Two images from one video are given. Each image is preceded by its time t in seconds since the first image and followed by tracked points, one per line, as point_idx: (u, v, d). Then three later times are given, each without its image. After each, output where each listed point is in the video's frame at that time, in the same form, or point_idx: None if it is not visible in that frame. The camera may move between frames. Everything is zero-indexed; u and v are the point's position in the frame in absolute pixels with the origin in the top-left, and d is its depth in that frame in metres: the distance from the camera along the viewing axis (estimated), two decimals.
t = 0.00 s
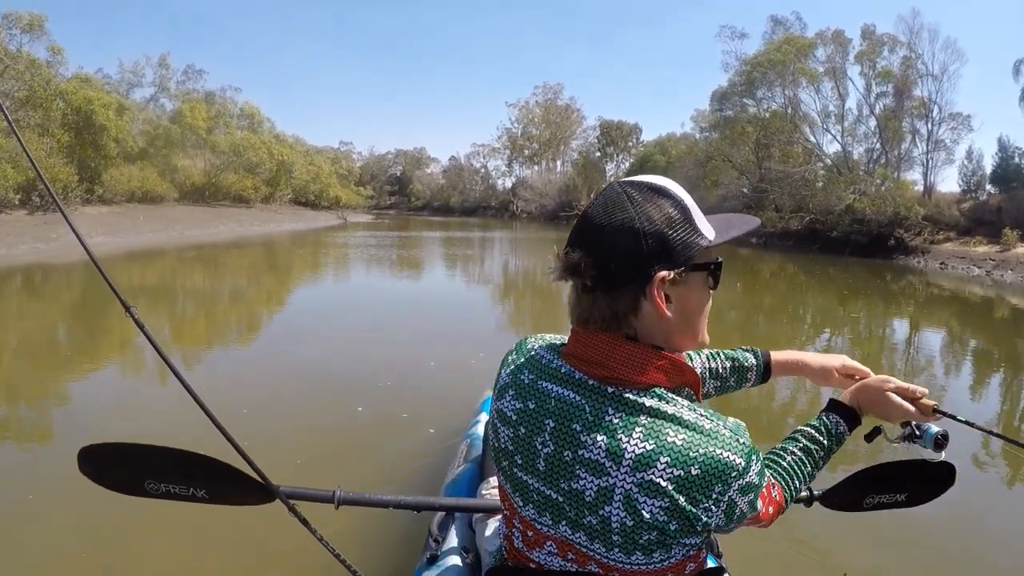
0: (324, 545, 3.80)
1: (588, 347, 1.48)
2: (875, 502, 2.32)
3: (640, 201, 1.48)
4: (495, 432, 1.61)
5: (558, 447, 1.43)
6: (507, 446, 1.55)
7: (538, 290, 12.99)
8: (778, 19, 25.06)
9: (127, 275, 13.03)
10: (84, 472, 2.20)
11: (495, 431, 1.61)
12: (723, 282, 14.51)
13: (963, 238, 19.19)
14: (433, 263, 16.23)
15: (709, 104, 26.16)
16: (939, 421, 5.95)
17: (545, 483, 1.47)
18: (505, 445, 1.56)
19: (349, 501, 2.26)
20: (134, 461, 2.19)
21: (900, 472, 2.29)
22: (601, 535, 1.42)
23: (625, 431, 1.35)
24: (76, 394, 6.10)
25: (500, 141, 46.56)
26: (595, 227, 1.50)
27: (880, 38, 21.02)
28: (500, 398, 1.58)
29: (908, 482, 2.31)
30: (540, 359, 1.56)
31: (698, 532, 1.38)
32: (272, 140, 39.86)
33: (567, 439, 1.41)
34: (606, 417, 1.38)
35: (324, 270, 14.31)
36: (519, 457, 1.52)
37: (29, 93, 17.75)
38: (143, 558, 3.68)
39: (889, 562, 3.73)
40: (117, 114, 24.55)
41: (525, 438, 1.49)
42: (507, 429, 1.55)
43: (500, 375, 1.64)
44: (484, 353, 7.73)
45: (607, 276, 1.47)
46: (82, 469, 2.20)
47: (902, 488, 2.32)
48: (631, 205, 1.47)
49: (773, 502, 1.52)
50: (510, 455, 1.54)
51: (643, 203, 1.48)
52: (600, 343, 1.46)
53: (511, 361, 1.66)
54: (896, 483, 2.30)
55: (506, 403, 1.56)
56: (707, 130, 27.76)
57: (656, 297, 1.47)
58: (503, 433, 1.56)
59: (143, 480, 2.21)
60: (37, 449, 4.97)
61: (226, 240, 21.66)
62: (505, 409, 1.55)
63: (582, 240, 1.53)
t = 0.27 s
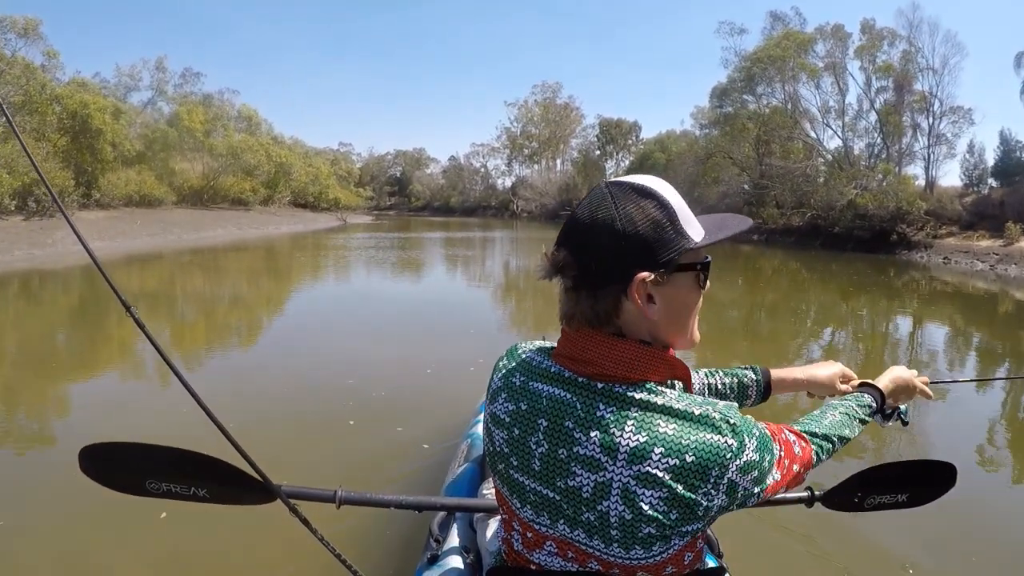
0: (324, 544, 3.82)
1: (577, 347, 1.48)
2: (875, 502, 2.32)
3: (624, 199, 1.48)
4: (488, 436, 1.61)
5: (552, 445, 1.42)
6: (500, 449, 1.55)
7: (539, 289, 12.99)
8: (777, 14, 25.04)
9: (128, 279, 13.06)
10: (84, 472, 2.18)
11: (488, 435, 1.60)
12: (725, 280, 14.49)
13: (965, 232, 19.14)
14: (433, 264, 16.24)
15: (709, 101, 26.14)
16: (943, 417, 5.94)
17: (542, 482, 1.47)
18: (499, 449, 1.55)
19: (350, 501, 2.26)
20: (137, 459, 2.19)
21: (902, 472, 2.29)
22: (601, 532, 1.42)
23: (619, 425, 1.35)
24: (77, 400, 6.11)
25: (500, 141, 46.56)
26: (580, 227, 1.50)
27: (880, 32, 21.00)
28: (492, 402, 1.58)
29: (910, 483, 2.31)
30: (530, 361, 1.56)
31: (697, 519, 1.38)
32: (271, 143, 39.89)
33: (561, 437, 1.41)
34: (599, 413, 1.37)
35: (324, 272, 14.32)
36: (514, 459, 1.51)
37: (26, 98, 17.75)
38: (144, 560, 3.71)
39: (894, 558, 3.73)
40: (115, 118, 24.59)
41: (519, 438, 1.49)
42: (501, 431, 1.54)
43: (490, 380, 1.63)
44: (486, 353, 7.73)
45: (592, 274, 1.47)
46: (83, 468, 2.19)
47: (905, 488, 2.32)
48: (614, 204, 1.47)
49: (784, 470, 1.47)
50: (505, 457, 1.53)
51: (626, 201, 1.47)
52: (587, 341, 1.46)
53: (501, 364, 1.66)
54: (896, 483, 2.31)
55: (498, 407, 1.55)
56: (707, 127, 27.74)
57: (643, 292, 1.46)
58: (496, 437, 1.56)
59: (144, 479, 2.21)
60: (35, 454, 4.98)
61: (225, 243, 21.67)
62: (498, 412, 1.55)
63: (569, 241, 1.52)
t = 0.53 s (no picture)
0: (324, 546, 3.83)
1: (575, 344, 1.48)
2: (876, 501, 2.31)
3: (629, 198, 1.49)
4: (488, 437, 1.59)
5: (554, 444, 1.42)
6: (501, 450, 1.54)
7: (540, 289, 12.99)
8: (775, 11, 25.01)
9: (127, 284, 13.05)
10: (84, 475, 2.19)
11: (488, 436, 1.59)
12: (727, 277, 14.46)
13: (969, 227, 19.08)
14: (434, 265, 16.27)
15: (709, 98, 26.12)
16: (946, 414, 5.93)
17: (543, 482, 1.46)
18: (500, 450, 1.54)
19: (350, 502, 2.25)
20: (137, 462, 2.19)
21: (900, 469, 2.29)
22: (603, 531, 1.41)
23: (621, 422, 1.35)
24: (76, 405, 6.12)
25: (500, 141, 46.56)
26: (583, 225, 1.50)
27: (879, 27, 20.97)
28: (491, 404, 1.57)
29: (909, 480, 2.31)
30: (529, 361, 1.55)
31: (700, 516, 1.38)
32: (270, 145, 39.88)
33: (564, 436, 1.41)
34: (601, 411, 1.37)
35: (325, 275, 14.34)
36: (515, 460, 1.50)
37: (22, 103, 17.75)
38: (145, 564, 3.71)
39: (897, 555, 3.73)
40: (112, 123, 24.61)
41: (520, 439, 1.48)
42: (501, 432, 1.53)
43: (489, 381, 1.62)
44: (487, 354, 7.73)
45: (596, 271, 1.47)
46: (82, 471, 2.19)
47: (905, 486, 2.31)
48: (618, 203, 1.48)
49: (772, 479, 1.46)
50: (506, 457, 1.52)
51: (631, 199, 1.48)
52: (585, 336, 1.46)
53: (498, 365, 1.64)
54: (895, 482, 2.30)
55: (499, 409, 1.54)
56: (707, 124, 27.70)
57: (644, 288, 1.46)
58: (497, 438, 1.55)
59: (144, 481, 2.21)
60: (36, 460, 4.98)
61: (225, 246, 21.65)
62: (497, 413, 1.54)
63: (571, 239, 1.52)
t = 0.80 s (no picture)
0: (324, 544, 3.83)
1: (587, 343, 1.47)
2: (878, 501, 2.31)
3: (645, 202, 1.50)
4: (496, 435, 1.59)
5: (563, 444, 1.42)
6: (508, 449, 1.53)
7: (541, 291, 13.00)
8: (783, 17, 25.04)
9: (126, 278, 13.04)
10: (86, 478, 2.19)
11: (496, 435, 1.59)
12: (729, 283, 14.46)
13: (972, 237, 19.06)
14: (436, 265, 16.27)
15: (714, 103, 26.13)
16: (948, 424, 5.92)
17: (550, 481, 1.46)
18: (507, 449, 1.54)
19: (350, 504, 2.25)
20: (138, 463, 2.18)
21: (900, 468, 2.29)
22: (609, 531, 1.41)
23: (630, 423, 1.35)
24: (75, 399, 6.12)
25: (504, 142, 46.57)
26: (600, 225, 1.51)
27: (886, 35, 20.98)
28: (500, 403, 1.57)
29: (911, 480, 2.30)
30: (538, 360, 1.55)
31: (706, 520, 1.38)
32: (272, 141, 39.91)
33: (573, 436, 1.40)
34: (611, 412, 1.37)
35: (326, 273, 14.34)
36: (523, 459, 1.50)
37: (25, 94, 17.75)
38: (144, 557, 3.72)
39: (897, 563, 3.73)
40: (115, 115, 24.63)
41: (528, 438, 1.48)
42: (509, 432, 1.53)
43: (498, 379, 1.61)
44: (488, 355, 7.74)
45: (611, 271, 1.47)
46: (84, 474, 2.19)
47: (906, 486, 2.31)
48: (637, 204, 1.49)
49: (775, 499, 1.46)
50: (513, 456, 1.52)
51: (647, 202, 1.50)
52: (598, 335, 1.46)
53: (508, 364, 1.64)
54: (899, 482, 2.30)
55: (507, 407, 1.54)
56: (712, 129, 27.70)
57: (658, 290, 1.47)
58: (504, 436, 1.54)
59: (146, 483, 2.21)
60: (33, 454, 4.96)
61: (225, 242, 21.64)
62: (505, 412, 1.54)
63: (587, 237, 1.53)
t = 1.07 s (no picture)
0: (324, 544, 3.83)
1: (591, 342, 1.47)
2: (877, 501, 2.31)
3: (648, 202, 1.51)
4: (500, 435, 1.58)
5: (565, 443, 1.42)
6: (511, 448, 1.53)
7: (541, 291, 13.00)
8: (786, 19, 25.04)
9: (125, 275, 13.03)
10: (86, 476, 2.19)
11: (499, 434, 1.59)
12: (731, 285, 14.46)
13: (975, 241, 19.01)
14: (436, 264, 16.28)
15: (717, 104, 26.13)
16: (949, 428, 5.92)
17: (552, 481, 1.45)
18: (510, 448, 1.54)
19: (350, 503, 2.25)
20: (137, 463, 2.19)
21: (901, 469, 2.28)
22: (609, 531, 1.41)
23: (632, 423, 1.34)
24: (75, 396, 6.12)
25: (506, 142, 46.55)
26: (606, 225, 1.50)
27: (890, 37, 20.95)
28: (504, 401, 1.56)
29: (912, 480, 2.30)
30: (541, 360, 1.54)
31: (707, 524, 1.37)
32: (273, 139, 39.90)
33: (575, 435, 1.40)
34: (612, 411, 1.37)
35: (327, 272, 14.34)
36: (526, 458, 1.50)
37: (24, 90, 17.75)
38: (143, 555, 3.72)
39: (899, 568, 3.72)
40: (114, 112, 24.63)
41: (530, 436, 1.48)
42: (513, 430, 1.52)
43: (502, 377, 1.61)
44: (488, 355, 7.73)
45: (615, 271, 1.47)
46: (84, 472, 2.19)
47: (907, 486, 2.30)
48: (642, 205, 1.49)
49: (780, 529, 1.47)
50: (515, 455, 1.52)
51: (651, 203, 1.50)
52: (600, 335, 1.46)
53: (512, 363, 1.64)
54: (899, 483, 2.29)
55: (509, 406, 1.54)
56: (715, 130, 27.66)
57: (665, 290, 1.46)
58: (507, 436, 1.54)
59: (147, 483, 2.21)
60: (31, 451, 4.97)
61: (224, 240, 21.62)
62: (508, 410, 1.54)
63: (592, 237, 1.52)
